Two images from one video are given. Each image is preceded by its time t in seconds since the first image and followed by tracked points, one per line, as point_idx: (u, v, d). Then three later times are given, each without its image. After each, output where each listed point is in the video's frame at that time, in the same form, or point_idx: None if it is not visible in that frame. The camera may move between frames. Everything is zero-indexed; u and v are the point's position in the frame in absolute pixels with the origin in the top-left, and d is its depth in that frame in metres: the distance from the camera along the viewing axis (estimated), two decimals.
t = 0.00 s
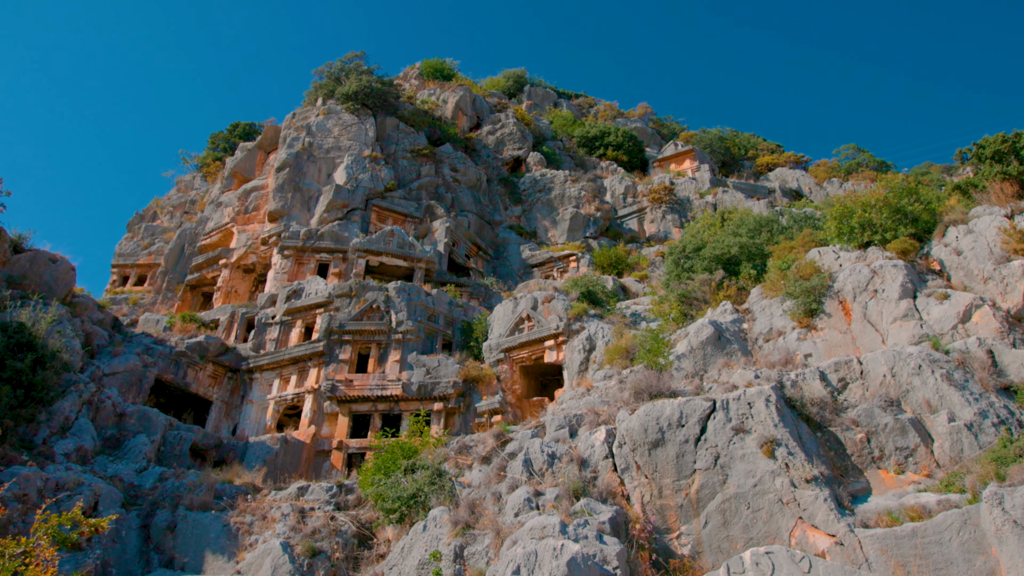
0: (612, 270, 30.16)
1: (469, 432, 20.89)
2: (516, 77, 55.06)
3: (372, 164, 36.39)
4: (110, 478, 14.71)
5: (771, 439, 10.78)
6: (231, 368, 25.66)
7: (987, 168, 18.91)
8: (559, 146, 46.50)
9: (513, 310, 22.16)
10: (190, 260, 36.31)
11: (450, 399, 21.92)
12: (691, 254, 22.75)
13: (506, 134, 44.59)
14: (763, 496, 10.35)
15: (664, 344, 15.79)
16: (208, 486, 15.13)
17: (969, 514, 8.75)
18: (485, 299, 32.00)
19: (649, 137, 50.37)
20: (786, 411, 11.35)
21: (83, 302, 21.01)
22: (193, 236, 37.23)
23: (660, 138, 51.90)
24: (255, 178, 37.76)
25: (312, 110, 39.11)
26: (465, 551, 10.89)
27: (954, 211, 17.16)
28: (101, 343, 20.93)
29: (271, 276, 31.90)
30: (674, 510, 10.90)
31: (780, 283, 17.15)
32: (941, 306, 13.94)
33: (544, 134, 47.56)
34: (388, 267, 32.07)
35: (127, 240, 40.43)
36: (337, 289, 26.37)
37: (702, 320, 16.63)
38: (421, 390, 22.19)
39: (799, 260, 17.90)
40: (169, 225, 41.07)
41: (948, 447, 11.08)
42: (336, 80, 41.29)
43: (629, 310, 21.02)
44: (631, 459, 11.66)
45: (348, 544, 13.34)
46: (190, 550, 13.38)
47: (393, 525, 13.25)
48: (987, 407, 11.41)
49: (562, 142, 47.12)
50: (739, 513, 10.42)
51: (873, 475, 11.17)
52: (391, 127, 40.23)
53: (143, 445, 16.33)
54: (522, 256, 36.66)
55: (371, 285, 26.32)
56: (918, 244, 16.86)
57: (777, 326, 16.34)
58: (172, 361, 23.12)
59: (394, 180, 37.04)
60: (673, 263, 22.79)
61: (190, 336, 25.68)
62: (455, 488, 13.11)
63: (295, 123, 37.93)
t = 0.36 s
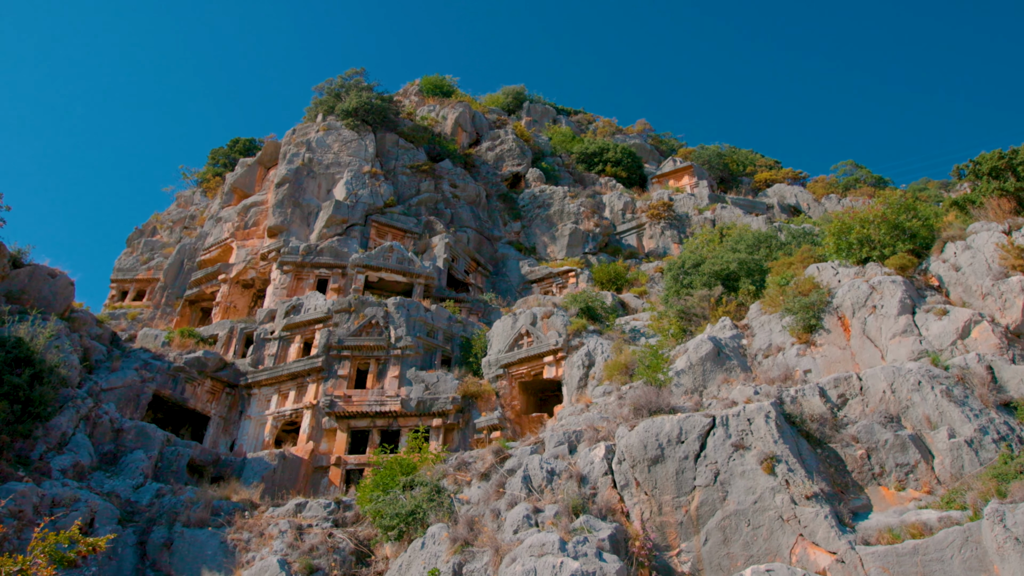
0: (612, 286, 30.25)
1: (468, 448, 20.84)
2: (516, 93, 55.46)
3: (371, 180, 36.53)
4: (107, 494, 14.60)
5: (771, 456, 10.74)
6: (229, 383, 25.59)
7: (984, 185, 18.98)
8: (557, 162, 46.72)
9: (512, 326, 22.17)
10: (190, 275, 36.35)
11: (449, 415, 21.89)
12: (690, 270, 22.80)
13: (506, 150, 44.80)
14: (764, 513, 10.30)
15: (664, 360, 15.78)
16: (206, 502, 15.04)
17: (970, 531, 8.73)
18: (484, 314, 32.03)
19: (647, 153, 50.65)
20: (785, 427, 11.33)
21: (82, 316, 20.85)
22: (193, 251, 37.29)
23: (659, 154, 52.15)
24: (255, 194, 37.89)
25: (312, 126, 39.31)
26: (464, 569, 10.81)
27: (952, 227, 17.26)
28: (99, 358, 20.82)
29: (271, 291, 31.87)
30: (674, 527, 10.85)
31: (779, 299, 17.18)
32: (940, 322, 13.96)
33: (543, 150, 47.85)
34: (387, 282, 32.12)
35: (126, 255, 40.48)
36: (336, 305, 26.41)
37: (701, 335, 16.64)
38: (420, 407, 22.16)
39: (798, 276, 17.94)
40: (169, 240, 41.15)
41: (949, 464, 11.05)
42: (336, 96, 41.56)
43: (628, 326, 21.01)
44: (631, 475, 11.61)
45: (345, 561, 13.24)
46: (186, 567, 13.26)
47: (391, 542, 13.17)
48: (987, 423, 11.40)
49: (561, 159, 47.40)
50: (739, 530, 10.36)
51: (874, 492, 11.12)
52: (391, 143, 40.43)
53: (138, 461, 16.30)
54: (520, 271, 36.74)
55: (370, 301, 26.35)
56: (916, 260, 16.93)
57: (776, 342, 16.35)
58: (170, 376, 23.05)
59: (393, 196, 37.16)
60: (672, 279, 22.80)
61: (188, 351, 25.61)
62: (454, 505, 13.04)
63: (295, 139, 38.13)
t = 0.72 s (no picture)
0: (612, 289, 30.33)
1: (468, 452, 20.79)
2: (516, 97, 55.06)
3: (371, 184, 36.56)
4: (105, 498, 14.11)
5: (772, 460, 10.73)
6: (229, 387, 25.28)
7: (984, 188, 19.23)
8: (557, 166, 46.77)
9: (512, 330, 22.30)
10: (190, 278, 36.37)
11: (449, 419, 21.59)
12: (689, 273, 22.84)
13: (506, 154, 44.83)
14: (764, 517, 10.27)
15: (663, 364, 15.78)
16: (205, 505, 15.02)
17: (971, 535, 8.73)
18: (484, 318, 32.17)
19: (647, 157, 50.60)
20: (785, 430, 11.33)
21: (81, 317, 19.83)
22: (193, 254, 37.37)
23: (659, 158, 52.22)
24: (255, 197, 37.94)
25: (312, 130, 39.32)
26: (463, 572, 10.75)
27: (953, 231, 17.38)
28: (99, 361, 20.40)
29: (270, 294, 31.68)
30: (674, 531, 10.82)
31: (779, 303, 17.17)
32: (940, 325, 13.93)
33: (543, 154, 47.93)
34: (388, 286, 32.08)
35: (126, 258, 40.51)
36: (336, 309, 26.36)
37: (701, 339, 16.64)
38: (420, 411, 21.99)
39: (798, 279, 17.95)
40: (169, 243, 41.20)
41: (949, 467, 11.03)
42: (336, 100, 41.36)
43: (628, 329, 21.01)
44: (631, 479, 11.61)
45: (344, 565, 13.24)
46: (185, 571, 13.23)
47: (391, 546, 13.18)
48: (987, 426, 11.40)
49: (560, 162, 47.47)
50: (739, 534, 10.33)
51: (874, 495, 11.09)
52: (391, 147, 40.51)
53: (134, 466, 16.34)
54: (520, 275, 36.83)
55: (370, 305, 26.38)
56: (916, 264, 16.95)
57: (777, 345, 16.38)
58: (170, 380, 22.57)
59: (393, 199, 37.20)
60: (672, 282, 22.82)
61: (188, 354, 25.59)
62: (454, 508, 13.00)
63: (295, 143, 38.25)
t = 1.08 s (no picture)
0: (612, 289, 30.36)
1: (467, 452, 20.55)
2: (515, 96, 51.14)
3: (371, 183, 36.49)
4: (106, 497, 13.69)
5: (772, 460, 10.73)
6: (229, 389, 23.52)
7: (983, 188, 19.36)
8: (557, 165, 46.67)
9: (512, 330, 22.77)
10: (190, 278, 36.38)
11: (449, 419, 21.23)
12: (689, 274, 23.06)
13: (506, 154, 44.19)
14: (764, 517, 10.25)
15: (663, 364, 15.81)
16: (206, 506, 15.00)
17: (971, 535, 8.80)
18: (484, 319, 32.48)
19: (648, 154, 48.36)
20: (785, 431, 11.36)
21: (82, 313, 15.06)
22: (193, 254, 37.43)
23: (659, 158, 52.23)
24: (255, 197, 37.94)
25: (311, 128, 39.11)
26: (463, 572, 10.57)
27: (952, 232, 17.57)
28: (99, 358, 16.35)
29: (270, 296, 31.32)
30: (674, 531, 10.82)
31: (779, 303, 17.16)
32: (940, 325, 13.93)
33: (543, 155, 47.23)
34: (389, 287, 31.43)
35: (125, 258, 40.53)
36: (336, 309, 26.07)
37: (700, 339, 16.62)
38: (419, 411, 21.88)
39: (798, 279, 17.93)
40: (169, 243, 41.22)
41: (949, 467, 11.07)
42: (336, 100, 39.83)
43: (628, 329, 20.92)
44: (631, 479, 11.63)
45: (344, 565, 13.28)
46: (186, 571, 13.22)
47: (391, 546, 13.24)
48: (987, 426, 11.44)
49: (560, 161, 46.95)
50: (739, 534, 10.32)
51: (874, 496, 11.09)
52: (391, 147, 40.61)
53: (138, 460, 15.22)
54: (520, 275, 37.00)
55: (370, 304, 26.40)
56: (916, 264, 16.94)
57: (777, 345, 16.38)
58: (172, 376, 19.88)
59: (393, 199, 37.15)
60: (671, 282, 22.97)
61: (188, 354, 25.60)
62: (454, 509, 13.00)
63: (295, 142, 37.83)
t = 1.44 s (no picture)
0: (613, 290, 30.22)
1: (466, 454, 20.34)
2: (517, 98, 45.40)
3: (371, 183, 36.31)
4: None
5: (771, 460, 10.80)
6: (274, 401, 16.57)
7: (984, 188, 19.23)
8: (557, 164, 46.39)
9: (512, 330, 23.05)
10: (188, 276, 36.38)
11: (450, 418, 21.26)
12: (688, 274, 22.67)
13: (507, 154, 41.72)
14: (764, 517, 10.33)
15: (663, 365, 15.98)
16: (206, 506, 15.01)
17: (970, 536, 9.17)
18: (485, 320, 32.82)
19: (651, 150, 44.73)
20: (784, 433, 11.49)
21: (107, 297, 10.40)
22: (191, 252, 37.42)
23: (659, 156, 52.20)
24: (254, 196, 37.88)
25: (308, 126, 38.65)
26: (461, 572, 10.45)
27: (953, 230, 17.31)
28: None
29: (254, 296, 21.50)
30: (674, 531, 10.75)
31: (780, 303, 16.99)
32: (940, 325, 14.04)
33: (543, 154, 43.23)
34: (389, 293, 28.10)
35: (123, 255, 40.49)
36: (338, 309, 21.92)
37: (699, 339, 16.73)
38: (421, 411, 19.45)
39: (799, 280, 17.82)
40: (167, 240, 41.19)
41: (949, 467, 11.14)
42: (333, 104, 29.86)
43: (630, 327, 20.52)
44: (631, 479, 11.52)
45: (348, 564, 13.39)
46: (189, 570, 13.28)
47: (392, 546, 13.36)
48: (987, 426, 11.50)
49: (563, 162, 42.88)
50: (739, 534, 10.38)
51: (874, 496, 11.25)
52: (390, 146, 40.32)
53: None
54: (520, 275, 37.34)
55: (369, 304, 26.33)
56: (916, 263, 16.78)
57: (776, 345, 16.10)
58: None
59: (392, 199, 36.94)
60: (671, 282, 22.55)
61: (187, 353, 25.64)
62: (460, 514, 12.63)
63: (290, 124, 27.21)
